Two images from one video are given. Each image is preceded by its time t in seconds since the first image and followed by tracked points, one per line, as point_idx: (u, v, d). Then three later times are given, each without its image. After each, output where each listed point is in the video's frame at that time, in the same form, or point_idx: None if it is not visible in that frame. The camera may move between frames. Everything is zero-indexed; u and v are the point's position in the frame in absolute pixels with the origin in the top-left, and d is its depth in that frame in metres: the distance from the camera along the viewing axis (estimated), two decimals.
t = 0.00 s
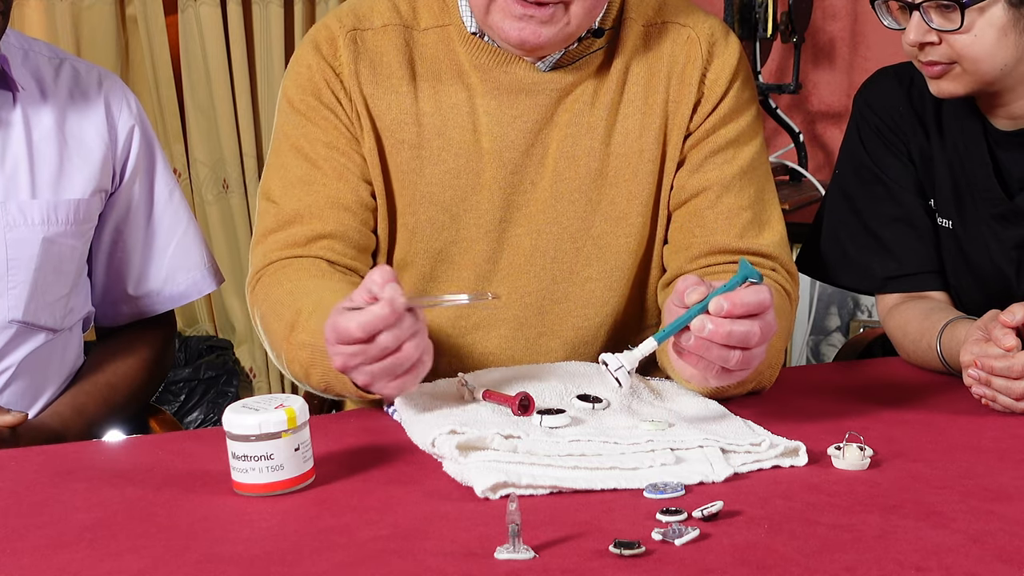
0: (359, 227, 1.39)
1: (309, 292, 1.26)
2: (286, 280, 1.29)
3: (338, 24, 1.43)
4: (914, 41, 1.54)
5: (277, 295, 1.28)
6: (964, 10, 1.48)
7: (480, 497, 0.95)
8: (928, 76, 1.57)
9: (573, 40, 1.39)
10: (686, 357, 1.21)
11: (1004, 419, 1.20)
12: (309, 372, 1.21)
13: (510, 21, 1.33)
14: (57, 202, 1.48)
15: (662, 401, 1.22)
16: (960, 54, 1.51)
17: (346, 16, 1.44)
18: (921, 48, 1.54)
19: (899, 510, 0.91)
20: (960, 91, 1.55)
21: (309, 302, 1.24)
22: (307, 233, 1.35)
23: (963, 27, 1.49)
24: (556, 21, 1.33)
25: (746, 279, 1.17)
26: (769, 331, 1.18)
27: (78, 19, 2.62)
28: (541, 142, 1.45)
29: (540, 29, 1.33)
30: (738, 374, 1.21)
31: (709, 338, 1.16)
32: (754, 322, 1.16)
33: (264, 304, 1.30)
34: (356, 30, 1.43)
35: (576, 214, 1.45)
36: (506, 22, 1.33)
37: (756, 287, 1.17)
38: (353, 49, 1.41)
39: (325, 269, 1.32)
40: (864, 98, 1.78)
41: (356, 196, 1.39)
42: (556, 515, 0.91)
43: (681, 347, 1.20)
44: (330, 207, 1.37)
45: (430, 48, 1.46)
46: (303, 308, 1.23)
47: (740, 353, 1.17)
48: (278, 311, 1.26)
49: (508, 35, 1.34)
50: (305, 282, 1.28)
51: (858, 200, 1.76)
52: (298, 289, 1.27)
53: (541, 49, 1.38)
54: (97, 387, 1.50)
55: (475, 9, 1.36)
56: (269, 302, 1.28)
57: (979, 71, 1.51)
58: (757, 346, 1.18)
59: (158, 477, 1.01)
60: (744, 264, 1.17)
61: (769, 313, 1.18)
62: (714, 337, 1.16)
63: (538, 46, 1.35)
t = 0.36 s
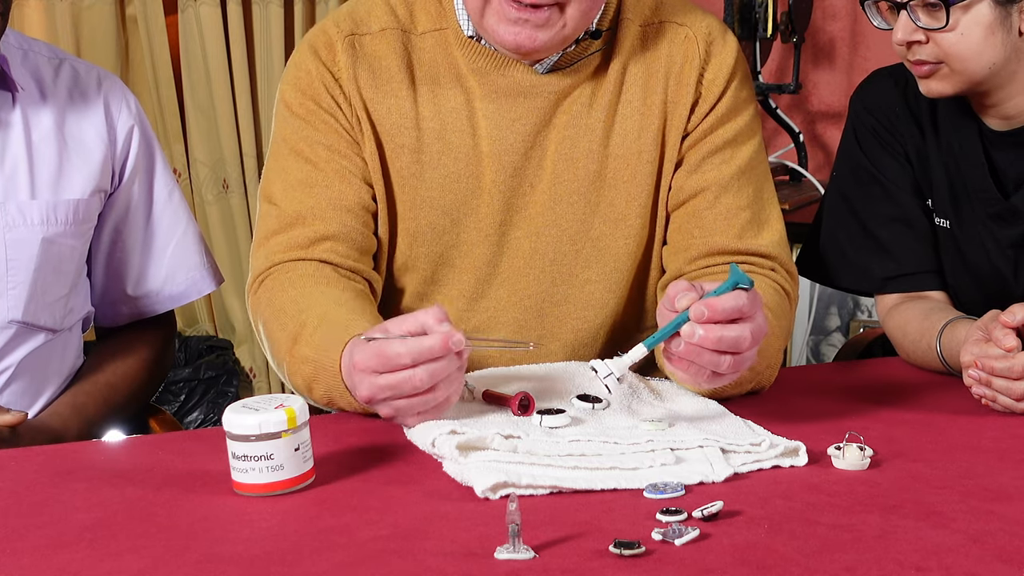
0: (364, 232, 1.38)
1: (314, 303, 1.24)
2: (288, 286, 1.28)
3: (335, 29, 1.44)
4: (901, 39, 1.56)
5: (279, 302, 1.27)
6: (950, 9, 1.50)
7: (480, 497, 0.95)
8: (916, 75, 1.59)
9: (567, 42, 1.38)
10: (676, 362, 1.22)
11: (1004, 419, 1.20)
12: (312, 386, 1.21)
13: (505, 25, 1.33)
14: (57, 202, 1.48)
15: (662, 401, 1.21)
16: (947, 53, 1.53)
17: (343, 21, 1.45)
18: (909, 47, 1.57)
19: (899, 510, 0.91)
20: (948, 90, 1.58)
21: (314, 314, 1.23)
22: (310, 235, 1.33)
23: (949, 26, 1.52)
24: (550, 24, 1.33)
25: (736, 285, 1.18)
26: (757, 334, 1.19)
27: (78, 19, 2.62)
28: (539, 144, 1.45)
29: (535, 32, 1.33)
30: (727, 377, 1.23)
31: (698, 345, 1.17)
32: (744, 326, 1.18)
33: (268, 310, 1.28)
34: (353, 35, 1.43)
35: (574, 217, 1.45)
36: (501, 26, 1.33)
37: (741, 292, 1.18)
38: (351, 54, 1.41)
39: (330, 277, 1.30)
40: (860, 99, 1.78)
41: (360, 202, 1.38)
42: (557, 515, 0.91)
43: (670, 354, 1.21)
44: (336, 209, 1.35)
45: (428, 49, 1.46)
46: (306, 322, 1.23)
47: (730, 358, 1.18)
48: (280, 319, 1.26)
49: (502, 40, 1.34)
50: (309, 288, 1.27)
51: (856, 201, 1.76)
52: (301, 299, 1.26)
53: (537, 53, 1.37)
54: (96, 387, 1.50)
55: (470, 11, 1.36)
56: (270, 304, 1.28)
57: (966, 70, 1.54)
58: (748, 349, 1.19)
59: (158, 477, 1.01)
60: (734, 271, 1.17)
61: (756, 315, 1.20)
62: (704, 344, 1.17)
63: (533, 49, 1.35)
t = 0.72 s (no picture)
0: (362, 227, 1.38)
1: (312, 286, 1.21)
2: (286, 276, 1.26)
3: (331, 26, 1.44)
4: (896, 41, 1.58)
5: (279, 291, 1.24)
6: (943, 10, 1.52)
7: (480, 497, 0.95)
8: (912, 77, 1.61)
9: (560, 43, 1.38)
10: (671, 366, 1.21)
11: (1004, 419, 1.20)
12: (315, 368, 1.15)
13: (500, 28, 1.33)
14: (57, 202, 1.48)
15: (662, 401, 1.21)
16: (941, 55, 1.54)
17: (339, 19, 1.45)
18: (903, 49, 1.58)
19: (899, 510, 0.91)
20: (943, 92, 1.59)
21: (315, 297, 1.19)
22: (306, 231, 1.32)
23: (943, 27, 1.53)
24: (546, 26, 1.33)
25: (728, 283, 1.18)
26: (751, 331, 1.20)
27: (78, 19, 2.62)
28: (537, 143, 1.45)
29: (531, 34, 1.33)
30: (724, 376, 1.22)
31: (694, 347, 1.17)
32: (737, 326, 1.18)
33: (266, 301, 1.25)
34: (348, 32, 1.43)
35: (571, 216, 1.45)
36: (497, 29, 1.34)
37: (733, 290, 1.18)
38: (346, 52, 1.41)
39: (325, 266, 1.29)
40: (857, 100, 1.78)
41: (358, 197, 1.39)
42: (557, 515, 0.91)
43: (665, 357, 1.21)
44: (331, 206, 1.35)
45: (426, 48, 1.45)
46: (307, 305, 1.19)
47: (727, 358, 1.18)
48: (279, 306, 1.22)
49: (498, 42, 1.34)
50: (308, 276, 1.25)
51: (854, 202, 1.76)
52: (300, 285, 1.23)
53: (532, 55, 1.38)
54: (96, 387, 1.50)
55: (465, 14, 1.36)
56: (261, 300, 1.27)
57: (960, 71, 1.55)
58: (743, 347, 1.19)
59: (158, 477, 1.01)
60: (724, 270, 1.18)
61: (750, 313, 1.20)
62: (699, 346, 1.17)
63: (529, 51, 1.36)
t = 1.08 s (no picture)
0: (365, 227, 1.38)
1: (330, 302, 1.23)
2: (299, 285, 1.26)
3: (332, 22, 1.43)
4: (892, 40, 1.59)
5: (290, 302, 1.26)
6: (938, 8, 1.54)
7: (480, 497, 0.95)
8: (909, 76, 1.62)
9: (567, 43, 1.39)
10: (674, 365, 1.22)
11: (1004, 419, 1.20)
12: (334, 390, 1.19)
13: (502, 28, 1.33)
14: (56, 202, 1.48)
15: (662, 401, 1.21)
16: (936, 53, 1.56)
17: (340, 15, 1.45)
18: (900, 48, 1.60)
19: (899, 510, 0.91)
20: (940, 91, 1.59)
21: (334, 315, 1.21)
22: (313, 230, 1.32)
23: (938, 25, 1.55)
24: (543, 25, 1.33)
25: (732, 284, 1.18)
26: (755, 331, 1.20)
27: (78, 19, 2.62)
28: (538, 143, 1.45)
29: (530, 33, 1.33)
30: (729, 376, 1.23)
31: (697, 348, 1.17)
32: (741, 327, 1.18)
33: (277, 309, 1.27)
34: (350, 28, 1.43)
35: (572, 216, 1.45)
36: (498, 29, 1.33)
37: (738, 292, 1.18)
38: (348, 49, 1.41)
39: (338, 275, 1.29)
40: (857, 101, 1.78)
41: (359, 194, 1.38)
42: (557, 515, 0.91)
43: (669, 357, 1.21)
44: (335, 204, 1.35)
45: (427, 46, 1.45)
46: (325, 324, 1.21)
47: (730, 358, 1.19)
48: (294, 321, 1.24)
49: (501, 43, 1.34)
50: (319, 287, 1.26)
51: (854, 202, 1.76)
52: (317, 299, 1.24)
53: (531, 56, 1.38)
54: (96, 387, 1.50)
55: (471, 18, 1.36)
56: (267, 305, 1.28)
57: (955, 69, 1.55)
58: (747, 348, 1.19)
59: (158, 477, 1.01)
60: (730, 270, 1.18)
61: (753, 314, 1.20)
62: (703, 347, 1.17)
63: (529, 51, 1.36)
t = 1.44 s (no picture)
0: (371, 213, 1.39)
1: (338, 295, 1.22)
2: (307, 274, 1.26)
3: (337, 15, 1.44)
4: (886, 38, 1.59)
5: (298, 291, 1.25)
6: (931, 6, 1.53)
7: (480, 497, 0.95)
8: (903, 75, 1.62)
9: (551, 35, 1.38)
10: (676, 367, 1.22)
11: (1004, 419, 1.20)
12: (335, 383, 1.19)
13: (492, 14, 1.33)
14: (56, 202, 1.48)
15: (662, 401, 1.21)
16: (930, 52, 1.56)
17: (345, 9, 1.45)
18: (894, 46, 1.59)
19: (899, 510, 0.91)
20: (934, 90, 1.59)
21: (341, 309, 1.20)
22: (320, 218, 1.32)
23: (930, 23, 1.54)
24: (537, 12, 1.33)
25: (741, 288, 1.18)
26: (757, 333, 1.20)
27: (78, 19, 2.62)
28: (538, 141, 1.45)
29: (522, 20, 1.33)
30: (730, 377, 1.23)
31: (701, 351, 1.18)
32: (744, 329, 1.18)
33: (281, 299, 1.26)
34: (354, 22, 1.44)
35: (572, 214, 1.45)
36: (488, 15, 1.34)
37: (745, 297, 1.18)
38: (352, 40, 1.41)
39: (346, 267, 1.29)
40: (855, 102, 1.78)
41: (365, 184, 1.39)
42: (557, 515, 0.91)
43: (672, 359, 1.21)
44: (341, 191, 1.35)
45: (430, 43, 1.46)
46: (331, 317, 1.20)
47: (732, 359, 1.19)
48: (300, 311, 1.23)
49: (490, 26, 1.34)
50: (329, 280, 1.25)
51: (853, 203, 1.76)
52: (323, 292, 1.23)
53: (525, 43, 1.37)
54: (96, 387, 1.50)
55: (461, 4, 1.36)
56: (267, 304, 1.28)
57: (948, 68, 1.55)
58: (749, 348, 1.20)
59: (158, 477, 1.01)
60: (742, 275, 1.19)
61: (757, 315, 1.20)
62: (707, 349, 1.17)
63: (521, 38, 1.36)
